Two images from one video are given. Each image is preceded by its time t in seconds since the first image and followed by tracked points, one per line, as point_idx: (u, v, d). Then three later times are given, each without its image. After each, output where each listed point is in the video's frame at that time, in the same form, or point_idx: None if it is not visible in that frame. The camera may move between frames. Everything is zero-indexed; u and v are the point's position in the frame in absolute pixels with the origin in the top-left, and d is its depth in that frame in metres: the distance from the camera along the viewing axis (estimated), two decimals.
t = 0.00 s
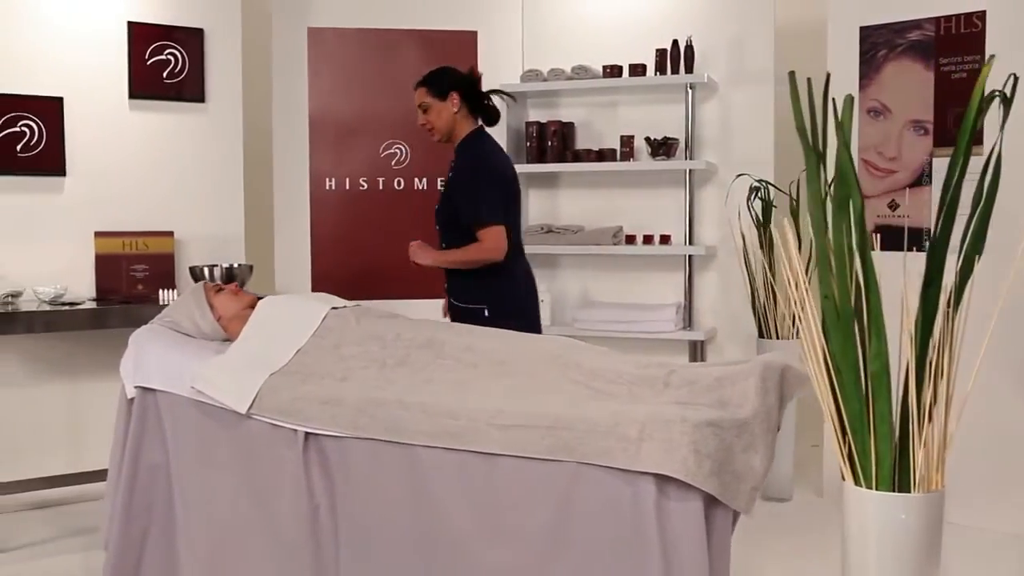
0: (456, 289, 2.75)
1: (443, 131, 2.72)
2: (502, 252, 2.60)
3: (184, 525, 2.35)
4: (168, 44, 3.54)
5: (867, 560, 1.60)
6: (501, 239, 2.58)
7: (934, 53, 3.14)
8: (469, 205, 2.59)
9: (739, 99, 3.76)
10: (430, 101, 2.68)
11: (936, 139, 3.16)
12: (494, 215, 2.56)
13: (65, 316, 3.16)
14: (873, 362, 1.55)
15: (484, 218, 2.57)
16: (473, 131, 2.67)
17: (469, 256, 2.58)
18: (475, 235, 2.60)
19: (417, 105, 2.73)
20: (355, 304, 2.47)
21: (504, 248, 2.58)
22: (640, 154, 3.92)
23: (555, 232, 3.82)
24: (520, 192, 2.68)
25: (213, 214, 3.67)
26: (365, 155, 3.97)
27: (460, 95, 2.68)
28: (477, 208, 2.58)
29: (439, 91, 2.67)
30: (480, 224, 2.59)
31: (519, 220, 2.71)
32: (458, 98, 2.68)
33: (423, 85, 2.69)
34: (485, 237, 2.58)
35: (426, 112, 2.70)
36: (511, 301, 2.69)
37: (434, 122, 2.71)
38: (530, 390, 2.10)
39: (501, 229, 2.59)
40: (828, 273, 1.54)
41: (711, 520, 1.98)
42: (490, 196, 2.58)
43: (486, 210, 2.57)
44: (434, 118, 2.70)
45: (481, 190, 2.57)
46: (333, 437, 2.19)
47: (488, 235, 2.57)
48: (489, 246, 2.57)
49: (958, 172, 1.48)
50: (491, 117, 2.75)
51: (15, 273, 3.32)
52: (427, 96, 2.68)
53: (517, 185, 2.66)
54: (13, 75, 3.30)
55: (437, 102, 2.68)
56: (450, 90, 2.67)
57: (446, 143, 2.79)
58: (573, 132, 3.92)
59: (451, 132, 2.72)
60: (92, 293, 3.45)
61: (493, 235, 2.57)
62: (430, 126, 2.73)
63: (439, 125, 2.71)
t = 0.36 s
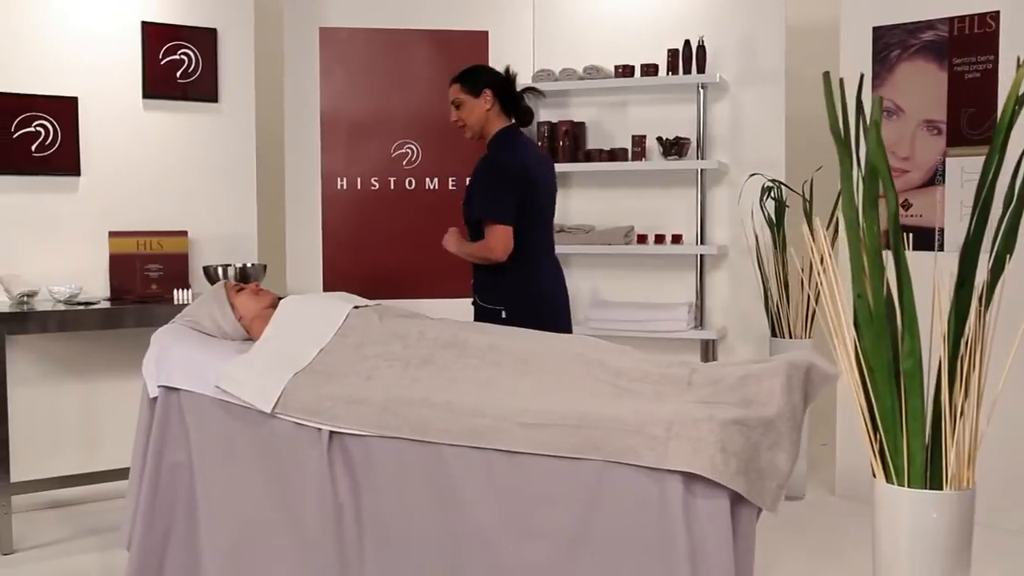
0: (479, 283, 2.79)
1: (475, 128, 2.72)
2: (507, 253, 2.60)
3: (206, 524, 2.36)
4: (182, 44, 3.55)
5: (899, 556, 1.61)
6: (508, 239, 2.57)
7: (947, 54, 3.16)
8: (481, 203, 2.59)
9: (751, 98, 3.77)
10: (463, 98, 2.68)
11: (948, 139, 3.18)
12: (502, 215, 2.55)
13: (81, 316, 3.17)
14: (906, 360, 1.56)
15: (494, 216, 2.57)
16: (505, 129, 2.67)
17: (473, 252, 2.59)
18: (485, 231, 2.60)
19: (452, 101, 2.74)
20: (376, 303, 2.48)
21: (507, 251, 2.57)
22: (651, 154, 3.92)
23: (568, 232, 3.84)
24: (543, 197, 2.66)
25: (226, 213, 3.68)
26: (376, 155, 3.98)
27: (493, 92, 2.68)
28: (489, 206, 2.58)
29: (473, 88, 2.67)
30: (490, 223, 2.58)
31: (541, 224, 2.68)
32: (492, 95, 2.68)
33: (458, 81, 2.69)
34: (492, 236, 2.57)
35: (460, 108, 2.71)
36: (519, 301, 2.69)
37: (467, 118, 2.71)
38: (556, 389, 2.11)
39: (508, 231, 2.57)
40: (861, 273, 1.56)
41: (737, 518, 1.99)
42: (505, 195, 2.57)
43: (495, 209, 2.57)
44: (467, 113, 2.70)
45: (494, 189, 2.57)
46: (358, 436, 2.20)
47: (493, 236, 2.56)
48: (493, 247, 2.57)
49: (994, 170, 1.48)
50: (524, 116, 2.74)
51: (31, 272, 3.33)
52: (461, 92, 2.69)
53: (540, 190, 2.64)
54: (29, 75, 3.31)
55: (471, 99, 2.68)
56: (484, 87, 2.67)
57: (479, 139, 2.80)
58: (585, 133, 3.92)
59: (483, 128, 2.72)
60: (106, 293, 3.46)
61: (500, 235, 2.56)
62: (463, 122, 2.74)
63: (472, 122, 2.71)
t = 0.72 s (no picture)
0: (501, 278, 2.84)
1: (504, 125, 2.78)
2: (533, 247, 2.63)
3: (223, 522, 2.36)
4: (190, 44, 3.57)
5: (921, 553, 1.62)
6: (533, 235, 2.61)
7: (956, 55, 3.18)
8: (506, 198, 2.64)
9: (758, 99, 3.78)
10: (496, 96, 2.74)
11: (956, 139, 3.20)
12: (525, 211, 2.59)
13: (92, 315, 3.17)
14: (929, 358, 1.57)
15: (517, 213, 2.61)
16: (534, 129, 2.73)
17: (499, 246, 2.63)
18: (510, 225, 2.64)
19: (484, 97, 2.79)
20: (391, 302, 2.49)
21: (532, 245, 2.61)
22: (659, 154, 3.93)
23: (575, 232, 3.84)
24: (566, 197, 2.69)
25: (234, 211, 3.71)
26: (384, 155, 3.99)
27: (525, 93, 2.73)
28: (513, 202, 2.62)
29: (506, 86, 2.72)
30: (513, 219, 2.63)
31: (563, 224, 2.72)
32: (524, 96, 2.73)
33: (492, 78, 2.74)
34: (518, 231, 2.61)
35: (491, 104, 2.76)
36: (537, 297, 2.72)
37: (497, 116, 2.77)
38: (573, 388, 2.12)
39: (534, 226, 2.61)
40: (885, 272, 1.57)
41: (756, 516, 2.00)
42: (529, 192, 2.61)
43: (519, 205, 2.61)
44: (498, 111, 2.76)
45: (518, 185, 2.61)
46: (376, 435, 2.21)
47: (519, 230, 2.60)
48: (518, 241, 2.61)
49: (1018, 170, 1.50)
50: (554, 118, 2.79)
51: (41, 272, 3.33)
52: (494, 90, 2.74)
53: (563, 190, 2.68)
54: (39, 75, 3.32)
55: (503, 97, 2.73)
56: (517, 87, 2.72)
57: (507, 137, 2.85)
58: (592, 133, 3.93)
59: (513, 126, 2.78)
60: (115, 292, 3.48)
61: (526, 229, 2.60)
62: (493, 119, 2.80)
63: (502, 119, 2.76)
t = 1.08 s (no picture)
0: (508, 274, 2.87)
1: (525, 121, 2.82)
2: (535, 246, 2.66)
3: (229, 521, 2.36)
4: (192, 43, 3.57)
5: (932, 550, 1.63)
6: (536, 233, 2.65)
7: (956, 56, 3.20)
8: (515, 196, 2.68)
9: (758, 99, 3.79)
10: (518, 92, 2.79)
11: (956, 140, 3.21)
12: (532, 208, 2.63)
13: (94, 315, 3.16)
14: (940, 358, 1.59)
15: (526, 211, 2.65)
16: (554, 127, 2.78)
17: (503, 243, 2.67)
18: (516, 222, 2.67)
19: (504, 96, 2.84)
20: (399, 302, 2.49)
21: (534, 243, 2.64)
22: (659, 155, 3.94)
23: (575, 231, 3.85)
24: (577, 197, 2.72)
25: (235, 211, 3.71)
26: (384, 155, 3.99)
27: (548, 90, 2.80)
28: (522, 200, 2.66)
29: (526, 84, 2.78)
30: (521, 215, 2.66)
31: (573, 224, 2.75)
32: (546, 93, 2.80)
33: (513, 77, 2.80)
34: (521, 229, 2.64)
35: (513, 102, 2.81)
36: (543, 296, 2.75)
37: (519, 112, 2.81)
38: (582, 387, 2.12)
39: (537, 225, 2.64)
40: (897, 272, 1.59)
41: (764, 514, 2.01)
42: (537, 190, 2.65)
43: (527, 203, 2.65)
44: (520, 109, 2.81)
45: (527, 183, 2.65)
46: (384, 435, 2.21)
47: (523, 228, 2.64)
48: (521, 239, 2.64)
49: None
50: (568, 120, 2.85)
51: (42, 272, 3.33)
52: (517, 87, 2.79)
53: (574, 190, 2.71)
54: (40, 75, 3.31)
55: (526, 93, 2.78)
56: (540, 84, 2.78)
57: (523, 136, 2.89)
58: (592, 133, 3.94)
59: (534, 123, 2.82)
60: (116, 292, 3.48)
61: (529, 228, 2.63)
62: (513, 116, 2.84)
63: (523, 116, 2.81)
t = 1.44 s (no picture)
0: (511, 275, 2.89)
1: (528, 123, 2.83)
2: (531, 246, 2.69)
3: (234, 521, 2.36)
4: (192, 44, 3.59)
5: (941, 548, 1.64)
6: (533, 233, 2.68)
7: (955, 57, 3.21)
8: (515, 196, 2.71)
9: (758, 100, 3.80)
10: (520, 94, 2.81)
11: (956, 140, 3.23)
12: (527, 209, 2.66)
13: (96, 316, 3.16)
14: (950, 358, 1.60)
15: (522, 211, 2.68)
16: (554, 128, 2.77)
17: (502, 242, 2.71)
18: (514, 221, 2.70)
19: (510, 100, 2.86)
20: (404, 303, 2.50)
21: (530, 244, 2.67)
22: (659, 155, 3.94)
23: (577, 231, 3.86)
24: (576, 199, 2.73)
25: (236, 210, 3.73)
26: (384, 155, 4.00)
27: (549, 92, 2.80)
28: (520, 200, 2.69)
29: (527, 86, 2.80)
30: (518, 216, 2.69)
31: (576, 225, 2.76)
32: (548, 94, 2.80)
33: (517, 81, 2.83)
34: (519, 229, 2.67)
35: (515, 103, 2.83)
36: (545, 296, 2.76)
37: (521, 113, 2.82)
38: (589, 387, 2.13)
39: (534, 226, 2.67)
40: (908, 272, 1.60)
41: (771, 513, 2.02)
42: (536, 190, 2.68)
43: (525, 203, 2.68)
44: (523, 110, 2.82)
45: (524, 184, 2.68)
46: (392, 435, 2.21)
47: (521, 229, 2.67)
48: (518, 239, 2.67)
49: None
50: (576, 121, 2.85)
51: (44, 272, 3.33)
52: (520, 89, 2.81)
53: (575, 190, 2.72)
54: (42, 75, 3.31)
55: (527, 94, 2.80)
56: (542, 86, 2.79)
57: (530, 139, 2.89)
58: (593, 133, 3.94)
59: (536, 124, 2.83)
60: (117, 292, 3.48)
61: (526, 229, 2.66)
62: (516, 119, 2.85)
63: (525, 118, 2.82)
